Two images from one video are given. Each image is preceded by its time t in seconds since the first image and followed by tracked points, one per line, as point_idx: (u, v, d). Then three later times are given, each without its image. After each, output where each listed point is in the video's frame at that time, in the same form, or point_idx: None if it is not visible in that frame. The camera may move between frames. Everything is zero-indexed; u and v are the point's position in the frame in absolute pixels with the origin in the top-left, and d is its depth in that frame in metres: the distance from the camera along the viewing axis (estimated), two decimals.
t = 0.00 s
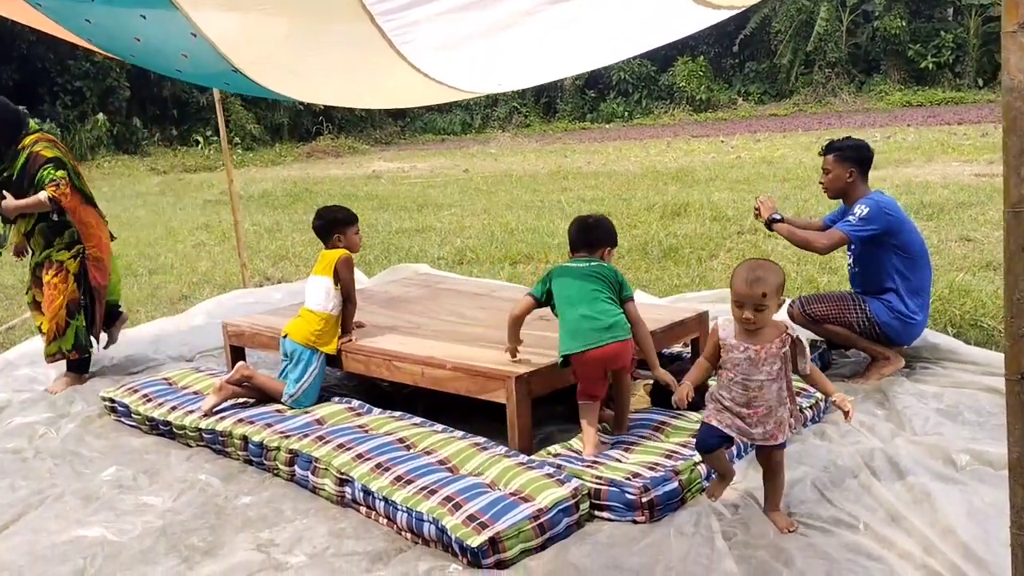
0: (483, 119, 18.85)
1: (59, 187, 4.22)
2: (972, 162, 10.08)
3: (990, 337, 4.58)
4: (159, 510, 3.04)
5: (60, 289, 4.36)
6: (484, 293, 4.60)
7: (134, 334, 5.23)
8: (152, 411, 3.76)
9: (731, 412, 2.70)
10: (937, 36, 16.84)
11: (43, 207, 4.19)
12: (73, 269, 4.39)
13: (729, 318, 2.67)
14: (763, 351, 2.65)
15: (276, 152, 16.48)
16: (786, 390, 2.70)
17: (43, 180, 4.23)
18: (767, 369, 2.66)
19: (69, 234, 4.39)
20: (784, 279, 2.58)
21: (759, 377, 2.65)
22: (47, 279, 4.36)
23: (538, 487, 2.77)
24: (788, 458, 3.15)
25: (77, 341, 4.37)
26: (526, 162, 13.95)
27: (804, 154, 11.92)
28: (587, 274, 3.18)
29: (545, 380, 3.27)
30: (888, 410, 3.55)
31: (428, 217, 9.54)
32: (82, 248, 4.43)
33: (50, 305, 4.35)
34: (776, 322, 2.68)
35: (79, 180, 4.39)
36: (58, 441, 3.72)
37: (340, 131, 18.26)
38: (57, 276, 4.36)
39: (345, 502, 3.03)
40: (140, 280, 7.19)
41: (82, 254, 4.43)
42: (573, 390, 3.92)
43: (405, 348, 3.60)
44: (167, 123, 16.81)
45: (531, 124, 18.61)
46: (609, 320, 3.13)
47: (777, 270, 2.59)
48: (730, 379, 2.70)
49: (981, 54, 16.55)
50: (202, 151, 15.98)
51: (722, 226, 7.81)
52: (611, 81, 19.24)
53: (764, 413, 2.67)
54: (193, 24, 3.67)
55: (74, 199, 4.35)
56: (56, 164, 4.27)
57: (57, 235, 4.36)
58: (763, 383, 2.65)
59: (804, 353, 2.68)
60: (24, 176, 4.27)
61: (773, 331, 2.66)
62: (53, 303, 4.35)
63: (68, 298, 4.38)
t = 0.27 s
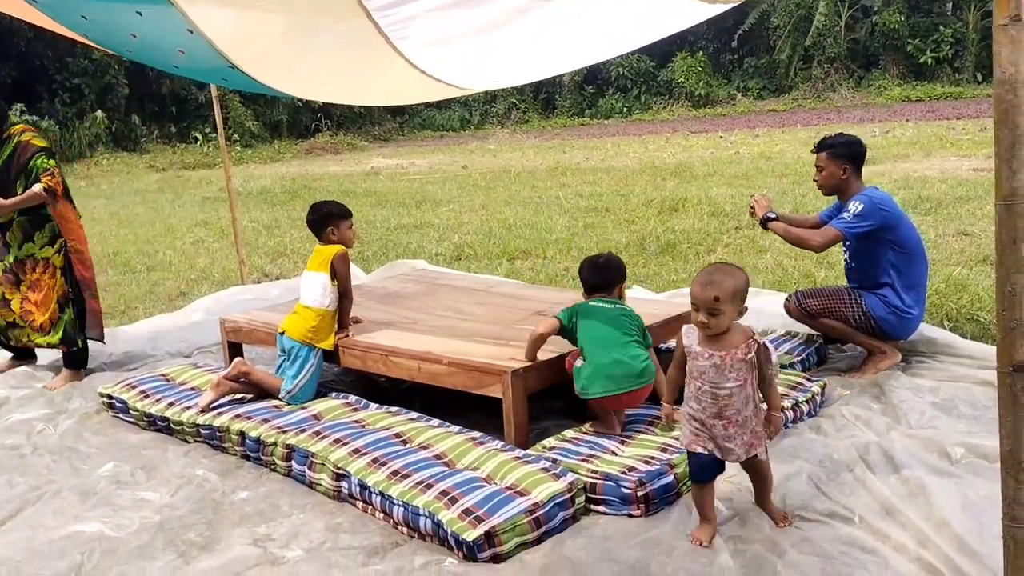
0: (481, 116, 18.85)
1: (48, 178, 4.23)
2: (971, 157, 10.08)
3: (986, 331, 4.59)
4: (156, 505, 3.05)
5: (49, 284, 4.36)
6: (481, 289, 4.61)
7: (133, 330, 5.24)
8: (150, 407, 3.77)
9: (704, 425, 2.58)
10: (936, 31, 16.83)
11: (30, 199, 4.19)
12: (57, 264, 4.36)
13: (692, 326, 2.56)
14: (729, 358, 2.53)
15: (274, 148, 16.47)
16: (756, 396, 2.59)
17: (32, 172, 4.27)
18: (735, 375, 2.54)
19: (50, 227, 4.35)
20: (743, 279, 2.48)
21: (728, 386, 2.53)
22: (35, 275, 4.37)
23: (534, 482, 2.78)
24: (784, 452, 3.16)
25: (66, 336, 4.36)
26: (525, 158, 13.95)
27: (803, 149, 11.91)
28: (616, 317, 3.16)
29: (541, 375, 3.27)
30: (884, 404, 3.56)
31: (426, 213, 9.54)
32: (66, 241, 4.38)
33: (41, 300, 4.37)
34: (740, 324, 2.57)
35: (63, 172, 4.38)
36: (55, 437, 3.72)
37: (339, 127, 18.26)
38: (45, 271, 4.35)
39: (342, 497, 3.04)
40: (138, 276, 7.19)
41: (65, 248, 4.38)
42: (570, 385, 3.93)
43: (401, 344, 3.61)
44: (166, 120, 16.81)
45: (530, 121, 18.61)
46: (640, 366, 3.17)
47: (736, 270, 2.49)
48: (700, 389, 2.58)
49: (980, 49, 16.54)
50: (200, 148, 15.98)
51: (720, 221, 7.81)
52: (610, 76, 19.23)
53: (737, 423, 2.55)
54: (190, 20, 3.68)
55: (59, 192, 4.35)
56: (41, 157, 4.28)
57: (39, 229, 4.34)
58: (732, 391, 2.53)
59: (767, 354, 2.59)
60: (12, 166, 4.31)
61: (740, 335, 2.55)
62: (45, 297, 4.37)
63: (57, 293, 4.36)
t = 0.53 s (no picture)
0: (481, 113, 18.86)
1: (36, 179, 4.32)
2: (969, 153, 10.09)
3: (983, 326, 4.60)
4: (154, 503, 3.06)
5: (31, 283, 4.39)
6: (478, 286, 4.62)
7: (131, 329, 5.25)
8: (148, 405, 3.78)
9: (670, 424, 2.62)
10: (936, 27, 16.83)
11: (16, 201, 4.24)
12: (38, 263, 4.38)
13: (651, 334, 2.55)
14: (695, 358, 2.54)
15: (274, 147, 16.48)
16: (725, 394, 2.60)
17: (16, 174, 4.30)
18: (700, 375, 2.56)
19: (32, 227, 4.39)
20: (694, 283, 2.44)
21: (694, 387, 2.56)
22: (16, 273, 4.38)
23: (530, 478, 2.79)
24: (780, 448, 3.16)
25: (53, 335, 4.41)
26: (524, 155, 13.96)
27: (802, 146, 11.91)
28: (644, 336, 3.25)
29: (537, 371, 3.29)
30: (880, 400, 3.57)
31: (425, 211, 9.54)
32: (47, 241, 4.45)
33: (23, 299, 4.39)
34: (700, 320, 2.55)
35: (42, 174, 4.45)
36: (54, 436, 3.74)
37: (338, 125, 18.26)
38: (27, 270, 4.37)
39: (339, 494, 3.06)
40: (137, 275, 7.20)
41: (46, 247, 4.42)
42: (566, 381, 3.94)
43: (398, 341, 3.62)
44: (165, 119, 16.82)
45: (529, 118, 18.61)
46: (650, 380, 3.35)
47: (685, 274, 2.44)
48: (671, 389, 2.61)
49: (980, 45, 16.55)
50: (200, 146, 15.98)
51: (719, 218, 7.82)
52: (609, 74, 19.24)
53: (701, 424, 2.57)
54: (187, 20, 3.69)
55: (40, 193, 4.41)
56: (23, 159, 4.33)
57: (20, 228, 4.36)
58: (697, 392, 2.56)
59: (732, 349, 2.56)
60: None
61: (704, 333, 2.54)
62: (27, 297, 4.39)
63: (39, 292, 4.39)
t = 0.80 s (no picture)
0: (483, 111, 18.87)
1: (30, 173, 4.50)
2: (971, 148, 10.08)
3: (983, 321, 4.61)
4: (157, 499, 3.08)
5: (18, 268, 4.53)
6: (479, 283, 4.63)
7: (134, 326, 5.27)
8: (151, 403, 3.80)
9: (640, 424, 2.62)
10: (938, 22, 16.82)
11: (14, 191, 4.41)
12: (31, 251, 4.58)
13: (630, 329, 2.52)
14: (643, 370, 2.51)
15: (276, 145, 16.51)
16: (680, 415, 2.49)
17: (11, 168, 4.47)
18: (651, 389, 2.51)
19: (32, 218, 4.59)
20: (656, 298, 2.35)
21: (641, 397, 2.54)
22: (5, 256, 4.52)
23: (530, 473, 2.80)
24: (780, 442, 3.17)
25: (27, 324, 4.51)
26: (526, 153, 13.97)
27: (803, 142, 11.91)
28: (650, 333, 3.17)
29: (537, 368, 3.29)
30: (880, 395, 3.58)
31: (427, 208, 9.55)
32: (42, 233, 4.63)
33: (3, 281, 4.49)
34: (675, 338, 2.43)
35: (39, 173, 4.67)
36: (57, 433, 3.75)
37: (341, 124, 18.29)
38: (18, 256, 4.54)
39: (341, 490, 3.07)
40: (140, 273, 7.22)
41: (40, 238, 4.61)
42: (568, 377, 3.95)
43: (400, 337, 3.63)
44: (168, 117, 16.85)
45: (531, 116, 18.63)
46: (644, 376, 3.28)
47: (655, 285, 2.35)
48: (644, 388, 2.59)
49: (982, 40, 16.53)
50: (202, 144, 16.01)
51: (720, 215, 7.82)
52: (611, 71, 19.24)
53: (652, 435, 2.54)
54: (187, 17, 3.71)
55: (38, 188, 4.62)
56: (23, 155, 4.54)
57: (20, 220, 4.55)
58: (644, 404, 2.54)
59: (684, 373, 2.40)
60: None
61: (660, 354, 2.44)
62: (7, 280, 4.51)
63: (22, 278, 4.53)
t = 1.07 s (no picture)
0: (488, 109, 18.88)
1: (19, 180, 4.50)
2: (978, 145, 10.05)
3: (991, 318, 4.60)
4: (168, 497, 3.10)
5: (21, 278, 4.54)
6: (485, 281, 4.64)
7: (142, 326, 5.29)
8: (160, 401, 3.81)
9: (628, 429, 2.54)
10: (945, 18, 16.79)
11: (10, 202, 4.41)
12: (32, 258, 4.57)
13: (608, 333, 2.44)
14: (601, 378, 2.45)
15: (282, 144, 16.55)
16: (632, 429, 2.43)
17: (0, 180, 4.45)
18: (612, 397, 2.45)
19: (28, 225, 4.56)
20: (604, 304, 2.30)
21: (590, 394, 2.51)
22: (8, 269, 4.50)
23: (539, 471, 2.82)
24: (788, 439, 3.18)
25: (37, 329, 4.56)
26: (531, 151, 13.97)
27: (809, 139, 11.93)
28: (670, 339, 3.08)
29: (545, 366, 3.30)
30: (887, 391, 3.58)
31: (432, 207, 9.57)
32: (40, 238, 4.62)
33: (12, 294, 4.50)
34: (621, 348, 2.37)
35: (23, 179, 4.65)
36: (68, 431, 3.78)
37: (346, 123, 18.31)
38: (22, 266, 4.53)
39: (350, 487, 3.09)
40: (148, 272, 7.25)
41: (39, 243, 4.60)
42: (575, 374, 3.96)
43: (407, 335, 3.64)
44: (174, 117, 16.90)
45: (536, 114, 18.63)
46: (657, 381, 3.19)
47: (604, 292, 2.31)
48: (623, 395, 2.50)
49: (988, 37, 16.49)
50: (208, 144, 16.04)
51: (726, 212, 7.82)
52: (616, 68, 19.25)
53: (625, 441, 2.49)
54: (195, 16, 3.74)
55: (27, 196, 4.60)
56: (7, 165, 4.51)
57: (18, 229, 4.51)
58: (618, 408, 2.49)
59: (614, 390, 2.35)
60: None
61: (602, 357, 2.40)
62: (16, 293, 4.52)
63: (29, 287, 4.56)
